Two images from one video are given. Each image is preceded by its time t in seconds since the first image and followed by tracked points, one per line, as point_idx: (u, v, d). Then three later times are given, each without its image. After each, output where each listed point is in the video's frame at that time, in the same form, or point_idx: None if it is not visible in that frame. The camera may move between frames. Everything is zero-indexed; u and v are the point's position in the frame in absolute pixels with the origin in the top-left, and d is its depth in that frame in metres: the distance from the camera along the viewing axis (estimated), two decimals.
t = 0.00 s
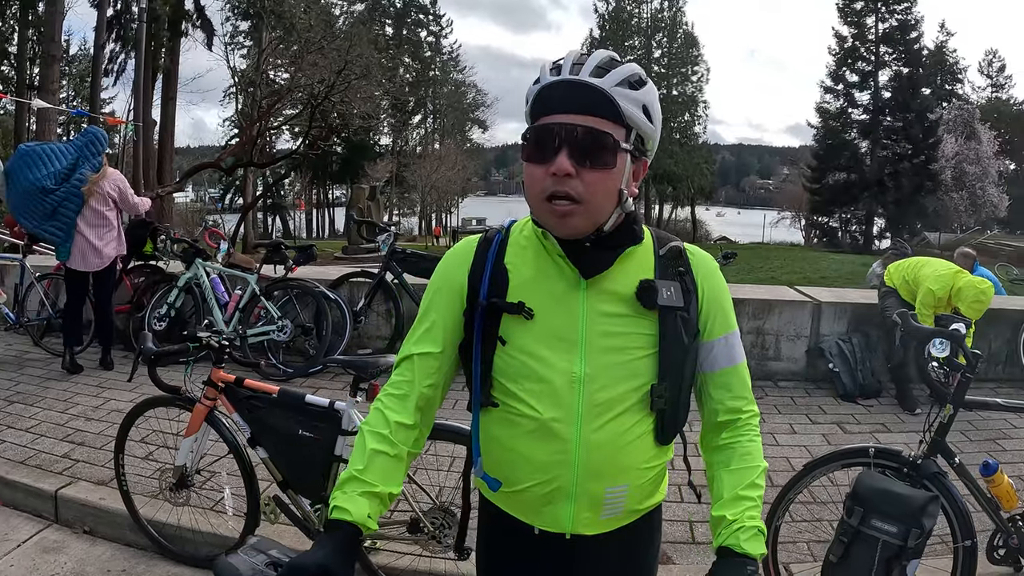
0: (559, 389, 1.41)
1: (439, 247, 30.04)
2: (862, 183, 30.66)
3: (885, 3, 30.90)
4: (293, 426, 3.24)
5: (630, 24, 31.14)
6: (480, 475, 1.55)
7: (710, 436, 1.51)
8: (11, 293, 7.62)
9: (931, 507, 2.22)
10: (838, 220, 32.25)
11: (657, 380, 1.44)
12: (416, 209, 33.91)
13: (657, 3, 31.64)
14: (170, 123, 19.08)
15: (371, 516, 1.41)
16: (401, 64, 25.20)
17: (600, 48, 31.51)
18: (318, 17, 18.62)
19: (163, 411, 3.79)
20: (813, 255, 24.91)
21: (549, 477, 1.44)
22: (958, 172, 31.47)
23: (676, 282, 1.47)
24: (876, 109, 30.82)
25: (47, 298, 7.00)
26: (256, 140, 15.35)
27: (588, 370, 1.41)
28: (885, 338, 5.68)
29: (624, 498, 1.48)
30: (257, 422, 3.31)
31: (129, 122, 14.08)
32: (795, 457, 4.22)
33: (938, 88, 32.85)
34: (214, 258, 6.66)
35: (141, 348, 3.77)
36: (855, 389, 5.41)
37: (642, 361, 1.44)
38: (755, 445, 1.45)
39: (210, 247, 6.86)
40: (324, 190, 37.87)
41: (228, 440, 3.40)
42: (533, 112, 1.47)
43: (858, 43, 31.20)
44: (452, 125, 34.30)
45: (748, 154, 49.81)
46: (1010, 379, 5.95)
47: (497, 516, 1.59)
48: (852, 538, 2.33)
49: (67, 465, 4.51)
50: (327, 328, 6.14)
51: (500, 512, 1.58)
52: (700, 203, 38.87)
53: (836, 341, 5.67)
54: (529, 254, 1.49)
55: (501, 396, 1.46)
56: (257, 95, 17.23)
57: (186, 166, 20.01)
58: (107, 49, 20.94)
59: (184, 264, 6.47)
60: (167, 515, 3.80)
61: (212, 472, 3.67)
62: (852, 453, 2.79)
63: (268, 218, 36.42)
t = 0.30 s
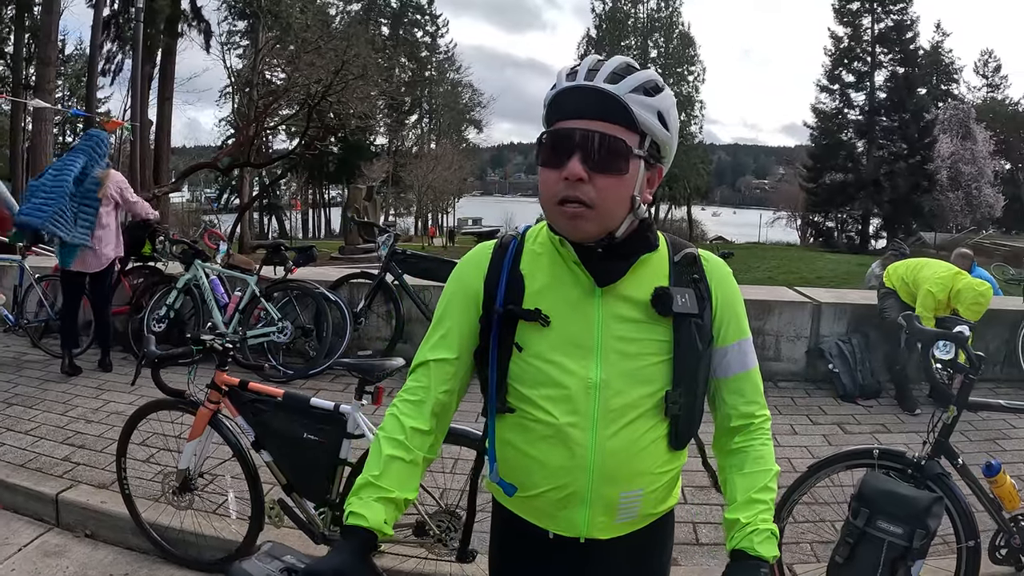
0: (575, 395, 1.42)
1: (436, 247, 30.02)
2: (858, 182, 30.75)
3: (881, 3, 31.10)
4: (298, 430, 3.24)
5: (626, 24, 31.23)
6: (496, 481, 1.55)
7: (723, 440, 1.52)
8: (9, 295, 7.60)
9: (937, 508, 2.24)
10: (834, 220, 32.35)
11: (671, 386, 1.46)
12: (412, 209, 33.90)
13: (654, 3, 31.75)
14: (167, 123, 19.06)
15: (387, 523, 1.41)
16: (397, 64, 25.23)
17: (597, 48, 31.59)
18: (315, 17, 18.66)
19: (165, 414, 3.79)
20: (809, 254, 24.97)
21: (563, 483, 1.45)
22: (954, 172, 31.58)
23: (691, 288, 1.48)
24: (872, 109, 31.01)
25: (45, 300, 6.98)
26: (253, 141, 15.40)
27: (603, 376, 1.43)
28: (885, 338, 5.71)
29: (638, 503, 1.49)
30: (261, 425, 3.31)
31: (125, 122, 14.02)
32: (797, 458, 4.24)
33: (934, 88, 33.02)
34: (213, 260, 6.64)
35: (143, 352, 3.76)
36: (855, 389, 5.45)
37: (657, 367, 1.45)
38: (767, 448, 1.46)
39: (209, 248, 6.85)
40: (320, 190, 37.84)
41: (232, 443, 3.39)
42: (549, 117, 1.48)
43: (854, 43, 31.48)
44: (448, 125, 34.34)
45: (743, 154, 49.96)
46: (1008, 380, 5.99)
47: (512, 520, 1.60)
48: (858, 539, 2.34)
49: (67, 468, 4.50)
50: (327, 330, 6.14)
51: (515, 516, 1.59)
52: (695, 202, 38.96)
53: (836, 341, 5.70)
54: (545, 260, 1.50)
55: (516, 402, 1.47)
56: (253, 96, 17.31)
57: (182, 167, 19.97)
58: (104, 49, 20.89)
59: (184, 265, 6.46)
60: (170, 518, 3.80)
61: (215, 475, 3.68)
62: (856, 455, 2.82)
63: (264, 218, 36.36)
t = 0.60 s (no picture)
0: (594, 394, 1.41)
1: (432, 248, 29.97)
2: (854, 183, 30.82)
3: (877, 4, 31.28)
4: (301, 430, 3.21)
5: (623, 25, 31.30)
6: (511, 483, 1.54)
7: (741, 440, 1.52)
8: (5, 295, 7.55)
9: (945, 506, 2.19)
10: (830, 220, 32.44)
11: (690, 384, 1.46)
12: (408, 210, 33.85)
13: (650, 3, 31.84)
14: (163, 123, 19.03)
15: (400, 525, 1.38)
16: (394, 65, 25.25)
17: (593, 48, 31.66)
18: (312, 17, 18.67)
19: (165, 415, 3.76)
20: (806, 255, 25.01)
21: (582, 484, 1.44)
22: (950, 172, 31.67)
23: (709, 286, 1.49)
24: (868, 109, 31.18)
25: (42, 300, 6.94)
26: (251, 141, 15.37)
27: (622, 374, 1.42)
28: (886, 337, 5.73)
29: (656, 505, 1.49)
30: (264, 425, 3.27)
31: (122, 122, 13.98)
32: (800, 458, 4.24)
33: (930, 88, 33.15)
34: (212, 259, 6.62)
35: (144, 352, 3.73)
36: (856, 389, 5.46)
37: (676, 366, 1.45)
38: (785, 448, 1.46)
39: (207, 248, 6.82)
40: (316, 190, 37.75)
41: (234, 444, 3.37)
42: (568, 109, 1.48)
43: (850, 44, 31.70)
44: (445, 125, 34.37)
45: (739, 155, 50.06)
46: (1008, 379, 6.02)
47: (526, 523, 1.59)
48: (866, 537, 2.29)
49: (66, 470, 4.46)
50: (327, 329, 6.11)
51: (530, 519, 1.58)
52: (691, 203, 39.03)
53: (837, 341, 5.72)
54: (562, 256, 1.49)
55: (532, 401, 1.46)
56: (249, 96, 17.30)
57: (179, 166, 19.91)
58: (100, 49, 20.84)
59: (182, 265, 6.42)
60: (171, 520, 3.76)
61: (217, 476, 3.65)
62: (864, 453, 2.86)
63: (260, 219, 36.27)
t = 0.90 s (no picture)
0: (612, 396, 1.45)
1: (429, 248, 29.95)
2: (851, 182, 30.89)
3: (875, 4, 31.41)
4: (306, 431, 3.20)
5: (620, 24, 31.32)
6: (529, 485, 1.57)
7: (758, 440, 1.56)
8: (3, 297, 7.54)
9: (953, 504, 2.14)
10: (827, 220, 32.54)
11: (708, 385, 1.50)
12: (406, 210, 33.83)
13: (647, 3, 31.89)
14: (160, 123, 19.01)
15: (416, 530, 1.39)
16: (392, 65, 25.22)
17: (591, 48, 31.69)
18: (309, 17, 18.66)
19: (168, 417, 3.74)
20: (803, 254, 25.06)
21: (601, 486, 1.48)
22: (947, 171, 31.74)
23: (728, 286, 1.53)
24: (866, 109, 31.33)
25: (40, 301, 6.93)
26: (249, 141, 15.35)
27: (641, 376, 1.45)
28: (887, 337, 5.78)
29: (674, 505, 1.52)
30: (269, 427, 3.25)
31: (119, 123, 13.96)
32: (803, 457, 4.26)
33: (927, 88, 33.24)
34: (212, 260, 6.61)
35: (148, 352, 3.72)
36: (858, 388, 5.49)
37: (694, 367, 1.49)
38: (802, 447, 1.49)
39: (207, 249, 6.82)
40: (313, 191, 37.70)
41: (239, 445, 3.36)
42: (588, 108, 1.50)
43: (847, 43, 31.87)
44: (442, 125, 34.37)
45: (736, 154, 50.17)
46: (1009, 378, 6.05)
47: (542, 525, 1.62)
48: (874, 536, 2.25)
49: (67, 472, 4.45)
50: (329, 330, 6.10)
51: (546, 521, 1.60)
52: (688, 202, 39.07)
53: (839, 340, 5.77)
54: (579, 258, 1.53)
55: (549, 403, 1.49)
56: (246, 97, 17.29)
57: (176, 167, 19.90)
58: (98, 50, 20.81)
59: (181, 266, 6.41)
60: (174, 523, 3.75)
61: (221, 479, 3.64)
62: (869, 453, 2.93)
63: (257, 219, 36.21)
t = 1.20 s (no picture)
0: (621, 387, 1.45)
1: (426, 247, 29.92)
2: (849, 181, 30.93)
3: (872, 3, 31.50)
4: (308, 428, 3.19)
5: (618, 23, 31.32)
6: (537, 479, 1.58)
7: (765, 432, 1.57)
8: None
9: (955, 499, 2.13)
10: (825, 219, 32.59)
11: (717, 376, 1.51)
12: (403, 210, 33.82)
13: (645, 2, 31.91)
14: (158, 123, 18.98)
15: (422, 525, 1.38)
16: (389, 65, 25.20)
17: (588, 48, 31.74)
18: (306, 16, 18.64)
19: (168, 415, 3.73)
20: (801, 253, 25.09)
21: (610, 479, 1.48)
22: (944, 170, 31.81)
23: (736, 277, 1.54)
24: (862, 107, 31.43)
25: (37, 301, 6.91)
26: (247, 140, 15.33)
27: (649, 367, 1.46)
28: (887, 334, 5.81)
29: (682, 498, 1.54)
30: (271, 424, 3.24)
31: (118, 122, 13.94)
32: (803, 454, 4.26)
33: (924, 87, 33.31)
34: (211, 258, 6.60)
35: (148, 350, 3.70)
36: (858, 384, 5.51)
37: (703, 358, 1.50)
38: (810, 439, 1.51)
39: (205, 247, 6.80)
40: (311, 190, 37.64)
41: (240, 442, 3.36)
42: (597, 99, 1.50)
43: (844, 42, 31.98)
44: (439, 124, 34.36)
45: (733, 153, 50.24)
46: (1009, 374, 6.08)
47: (549, 518, 1.62)
48: (877, 531, 2.21)
49: (67, 471, 4.43)
50: (328, 328, 6.09)
51: (553, 514, 1.61)
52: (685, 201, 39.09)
53: (838, 337, 5.79)
54: (585, 248, 1.53)
55: (557, 396, 1.50)
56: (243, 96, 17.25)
57: (174, 167, 19.89)
58: (95, 49, 20.78)
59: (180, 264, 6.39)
60: (175, 521, 3.74)
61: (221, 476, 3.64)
62: (872, 448, 2.92)
63: (254, 220, 36.16)
